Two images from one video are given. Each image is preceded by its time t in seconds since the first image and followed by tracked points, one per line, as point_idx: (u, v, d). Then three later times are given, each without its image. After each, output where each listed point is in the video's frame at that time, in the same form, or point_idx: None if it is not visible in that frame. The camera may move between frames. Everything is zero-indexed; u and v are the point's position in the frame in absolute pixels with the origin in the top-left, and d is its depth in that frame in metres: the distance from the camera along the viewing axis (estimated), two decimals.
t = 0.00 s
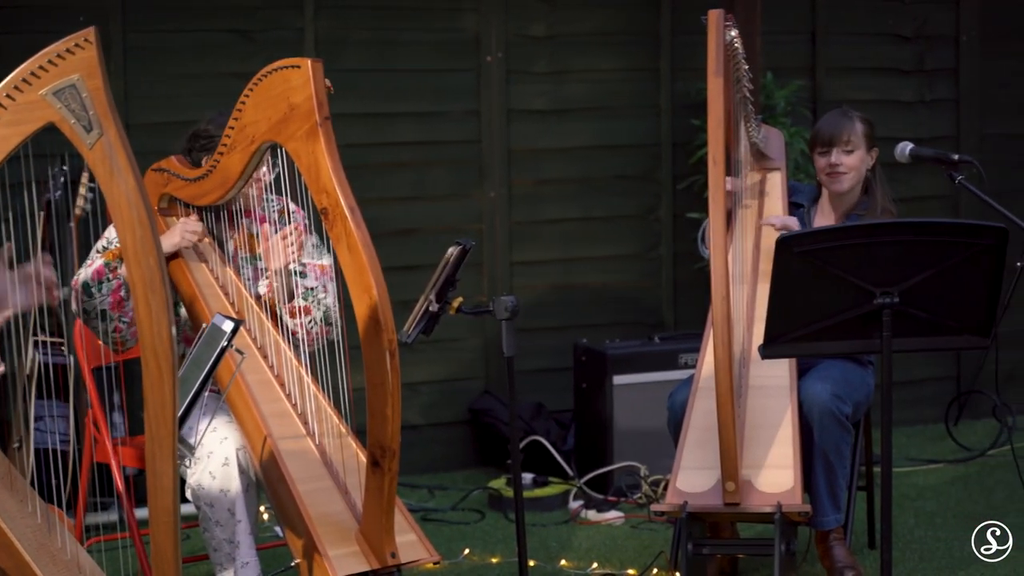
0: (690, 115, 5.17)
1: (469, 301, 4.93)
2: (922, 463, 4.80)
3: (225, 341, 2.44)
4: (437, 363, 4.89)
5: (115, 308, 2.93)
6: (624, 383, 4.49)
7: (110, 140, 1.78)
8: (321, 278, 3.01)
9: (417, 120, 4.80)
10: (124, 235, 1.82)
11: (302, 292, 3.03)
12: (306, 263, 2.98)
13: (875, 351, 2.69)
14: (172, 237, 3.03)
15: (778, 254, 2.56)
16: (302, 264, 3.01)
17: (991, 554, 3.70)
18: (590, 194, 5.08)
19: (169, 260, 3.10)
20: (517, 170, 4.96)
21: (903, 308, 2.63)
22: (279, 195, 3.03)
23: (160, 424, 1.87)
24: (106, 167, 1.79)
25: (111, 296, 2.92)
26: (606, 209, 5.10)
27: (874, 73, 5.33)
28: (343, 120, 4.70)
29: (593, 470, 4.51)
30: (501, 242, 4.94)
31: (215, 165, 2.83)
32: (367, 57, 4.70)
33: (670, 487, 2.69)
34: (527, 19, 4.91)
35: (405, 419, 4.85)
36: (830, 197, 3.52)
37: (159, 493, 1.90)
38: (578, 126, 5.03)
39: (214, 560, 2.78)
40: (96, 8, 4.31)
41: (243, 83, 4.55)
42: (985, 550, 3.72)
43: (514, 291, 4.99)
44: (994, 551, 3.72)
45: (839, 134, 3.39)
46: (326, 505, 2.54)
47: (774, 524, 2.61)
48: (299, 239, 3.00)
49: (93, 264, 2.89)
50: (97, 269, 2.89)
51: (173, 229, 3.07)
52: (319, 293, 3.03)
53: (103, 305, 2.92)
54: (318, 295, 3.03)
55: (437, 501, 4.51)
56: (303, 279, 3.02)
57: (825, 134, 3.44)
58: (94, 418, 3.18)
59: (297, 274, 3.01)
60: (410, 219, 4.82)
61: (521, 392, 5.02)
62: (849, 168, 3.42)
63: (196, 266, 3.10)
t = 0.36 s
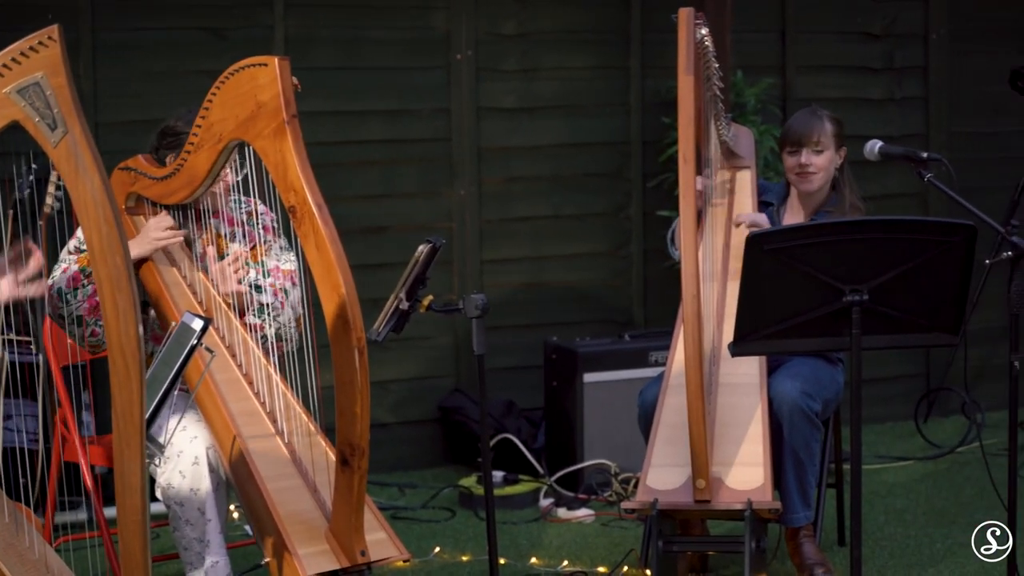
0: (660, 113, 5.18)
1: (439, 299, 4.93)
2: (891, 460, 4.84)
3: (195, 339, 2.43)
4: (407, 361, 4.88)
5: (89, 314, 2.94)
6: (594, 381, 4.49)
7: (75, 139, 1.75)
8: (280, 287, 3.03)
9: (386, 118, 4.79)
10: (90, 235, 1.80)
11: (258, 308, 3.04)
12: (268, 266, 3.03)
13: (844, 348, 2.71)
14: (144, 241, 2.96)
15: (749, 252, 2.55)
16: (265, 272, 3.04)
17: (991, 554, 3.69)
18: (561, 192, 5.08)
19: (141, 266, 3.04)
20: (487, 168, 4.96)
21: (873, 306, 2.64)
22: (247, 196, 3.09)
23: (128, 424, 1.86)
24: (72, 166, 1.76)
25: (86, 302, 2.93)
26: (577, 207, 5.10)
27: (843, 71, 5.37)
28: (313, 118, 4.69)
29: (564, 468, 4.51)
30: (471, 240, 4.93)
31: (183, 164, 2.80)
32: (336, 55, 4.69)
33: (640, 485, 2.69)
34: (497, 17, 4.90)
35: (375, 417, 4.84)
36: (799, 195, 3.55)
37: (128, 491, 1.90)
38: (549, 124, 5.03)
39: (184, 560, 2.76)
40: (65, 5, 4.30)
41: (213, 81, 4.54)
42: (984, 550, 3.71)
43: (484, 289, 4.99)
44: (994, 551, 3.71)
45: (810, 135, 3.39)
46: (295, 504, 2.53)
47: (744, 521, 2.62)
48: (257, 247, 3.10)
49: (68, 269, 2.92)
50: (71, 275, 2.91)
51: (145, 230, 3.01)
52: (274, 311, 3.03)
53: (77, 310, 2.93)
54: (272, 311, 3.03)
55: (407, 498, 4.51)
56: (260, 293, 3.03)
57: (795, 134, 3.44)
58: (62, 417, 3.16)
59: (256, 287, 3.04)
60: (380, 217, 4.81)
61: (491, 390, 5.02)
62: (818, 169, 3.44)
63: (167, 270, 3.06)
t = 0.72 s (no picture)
0: (632, 112, 5.19)
1: (410, 298, 4.92)
2: (862, 459, 4.87)
3: (166, 337, 2.44)
4: (379, 360, 4.87)
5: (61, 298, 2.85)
6: (566, 380, 4.49)
7: (67, 139, 1.74)
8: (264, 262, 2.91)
9: (357, 117, 4.78)
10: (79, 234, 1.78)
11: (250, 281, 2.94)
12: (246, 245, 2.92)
13: (814, 346, 2.73)
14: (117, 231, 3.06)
15: (720, 250, 2.57)
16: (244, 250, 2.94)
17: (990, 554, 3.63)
18: (532, 191, 5.07)
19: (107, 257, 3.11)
20: (458, 168, 4.95)
21: (843, 304, 2.66)
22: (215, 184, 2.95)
23: (110, 426, 1.85)
24: (63, 165, 1.75)
25: (56, 287, 2.84)
26: (548, 206, 5.10)
27: (813, 69, 5.39)
28: (283, 117, 4.67)
29: (535, 467, 4.52)
30: (442, 239, 4.93)
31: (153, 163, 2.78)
32: (307, 54, 4.67)
33: (612, 483, 2.70)
34: (468, 16, 4.89)
35: (347, 416, 4.83)
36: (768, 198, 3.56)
37: (109, 492, 1.90)
38: (521, 123, 5.03)
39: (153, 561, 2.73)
40: (35, 4, 4.29)
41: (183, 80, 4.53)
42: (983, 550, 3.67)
43: (456, 289, 4.99)
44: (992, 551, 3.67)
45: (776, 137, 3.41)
46: (265, 502, 2.51)
47: (716, 519, 2.63)
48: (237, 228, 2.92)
49: (34, 256, 2.84)
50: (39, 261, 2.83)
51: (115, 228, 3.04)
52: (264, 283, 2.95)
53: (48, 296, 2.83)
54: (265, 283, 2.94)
55: (379, 498, 4.50)
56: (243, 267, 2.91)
57: (761, 135, 3.45)
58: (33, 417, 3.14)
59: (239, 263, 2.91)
60: (352, 216, 4.80)
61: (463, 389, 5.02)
62: (785, 171, 3.46)
63: (134, 265, 3.12)
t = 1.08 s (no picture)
0: (601, 111, 5.20)
1: (379, 297, 4.90)
2: (831, 457, 4.90)
3: (134, 338, 2.37)
4: (348, 359, 4.85)
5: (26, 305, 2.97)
6: (535, 379, 4.50)
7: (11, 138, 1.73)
8: (226, 285, 2.98)
9: (327, 116, 4.76)
10: (27, 233, 1.75)
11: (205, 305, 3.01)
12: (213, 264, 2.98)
13: (783, 345, 2.74)
14: (83, 235, 2.96)
15: (689, 249, 2.58)
16: (210, 270, 3.00)
17: (991, 554, 3.69)
18: (502, 190, 5.07)
19: (76, 258, 3.05)
20: (428, 166, 4.94)
21: (812, 302, 2.67)
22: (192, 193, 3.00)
23: (65, 426, 1.83)
24: (9, 165, 1.73)
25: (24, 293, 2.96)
26: (517, 205, 5.09)
27: (782, 69, 5.42)
28: (252, 116, 4.65)
29: (505, 466, 4.52)
30: (412, 238, 4.92)
31: (123, 162, 2.76)
32: (277, 53, 4.65)
33: (582, 483, 2.71)
34: (438, 15, 4.89)
35: (317, 416, 4.81)
36: (740, 191, 3.57)
37: (66, 493, 1.87)
38: (491, 122, 5.02)
39: (123, 560, 2.74)
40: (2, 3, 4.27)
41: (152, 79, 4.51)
42: (985, 550, 3.70)
43: (425, 287, 4.98)
44: (994, 551, 3.71)
45: (753, 133, 3.39)
46: (235, 502, 2.50)
47: (686, 518, 2.64)
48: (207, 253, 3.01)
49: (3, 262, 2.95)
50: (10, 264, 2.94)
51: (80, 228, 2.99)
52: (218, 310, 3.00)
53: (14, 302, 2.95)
54: (220, 310, 3.00)
55: (349, 497, 4.49)
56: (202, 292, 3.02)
57: (736, 130, 3.42)
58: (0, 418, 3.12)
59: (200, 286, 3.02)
60: (321, 215, 4.78)
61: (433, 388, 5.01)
62: (759, 164, 3.46)
63: (102, 262, 3.06)
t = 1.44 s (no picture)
0: (573, 110, 5.20)
1: (352, 296, 4.89)
2: (803, 455, 4.92)
3: (106, 337, 2.34)
4: (320, 359, 4.83)
5: None
6: (508, 377, 4.49)
7: None
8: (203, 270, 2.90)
9: (299, 115, 4.74)
10: None
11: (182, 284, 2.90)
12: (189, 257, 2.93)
13: (756, 344, 2.75)
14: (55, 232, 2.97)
15: (661, 248, 2.58)
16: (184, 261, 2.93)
17: (991, 554, 3.68)
18: (475, 189, 5.06)
19: (47, 253, 3.03)
20: (401, 165, 4.93)
21: (784, 301, 2.68)
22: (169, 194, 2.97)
23: (22, 423, 1.91)
24: None
25: None
26: (489, 204, 5.09)
27: (754, 68, 5.44)
28: (224, 114, 4.63)
29: (478, 464, 4.52)
30: (385, 237, 4.90)
31: (95, 160, 2.73)
32: (249, 52, 4.63)
33: (555, 481, 2.70)
34: (410, 14, 4.88)
35: (289, 415, 4.79)
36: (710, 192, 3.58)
37: (26, 489, 1.95)
38: (464, 120, 5.02)
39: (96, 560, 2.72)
40: None
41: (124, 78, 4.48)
42: (985, 550, 3.71)
43: (398, 286, 4.97)
44: (994, 551, 3.71)
45: (716, 136, 3.40)
46: (208, 502, 2.48)
47: (659, 515, 2.64)
48: (184, 240, 2.97)
49: None
50: None
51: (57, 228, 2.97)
52: (197, 288, 2.89)
53: None
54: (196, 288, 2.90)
55: (322, 496, 4.47)
56: (184, 270, 2.92)
57: (701, 133, 3.44)
58: None
59: (181, 263, 2.93)
60: (293, 214, 4.76)
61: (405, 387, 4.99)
62: (724, 168, 3.47)
63: (74, 260, 3.05)
